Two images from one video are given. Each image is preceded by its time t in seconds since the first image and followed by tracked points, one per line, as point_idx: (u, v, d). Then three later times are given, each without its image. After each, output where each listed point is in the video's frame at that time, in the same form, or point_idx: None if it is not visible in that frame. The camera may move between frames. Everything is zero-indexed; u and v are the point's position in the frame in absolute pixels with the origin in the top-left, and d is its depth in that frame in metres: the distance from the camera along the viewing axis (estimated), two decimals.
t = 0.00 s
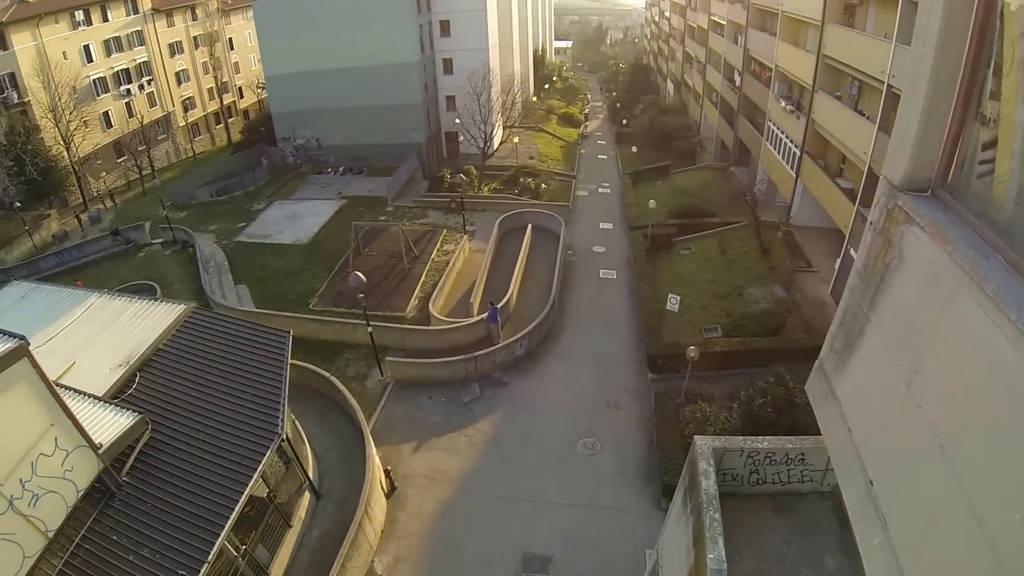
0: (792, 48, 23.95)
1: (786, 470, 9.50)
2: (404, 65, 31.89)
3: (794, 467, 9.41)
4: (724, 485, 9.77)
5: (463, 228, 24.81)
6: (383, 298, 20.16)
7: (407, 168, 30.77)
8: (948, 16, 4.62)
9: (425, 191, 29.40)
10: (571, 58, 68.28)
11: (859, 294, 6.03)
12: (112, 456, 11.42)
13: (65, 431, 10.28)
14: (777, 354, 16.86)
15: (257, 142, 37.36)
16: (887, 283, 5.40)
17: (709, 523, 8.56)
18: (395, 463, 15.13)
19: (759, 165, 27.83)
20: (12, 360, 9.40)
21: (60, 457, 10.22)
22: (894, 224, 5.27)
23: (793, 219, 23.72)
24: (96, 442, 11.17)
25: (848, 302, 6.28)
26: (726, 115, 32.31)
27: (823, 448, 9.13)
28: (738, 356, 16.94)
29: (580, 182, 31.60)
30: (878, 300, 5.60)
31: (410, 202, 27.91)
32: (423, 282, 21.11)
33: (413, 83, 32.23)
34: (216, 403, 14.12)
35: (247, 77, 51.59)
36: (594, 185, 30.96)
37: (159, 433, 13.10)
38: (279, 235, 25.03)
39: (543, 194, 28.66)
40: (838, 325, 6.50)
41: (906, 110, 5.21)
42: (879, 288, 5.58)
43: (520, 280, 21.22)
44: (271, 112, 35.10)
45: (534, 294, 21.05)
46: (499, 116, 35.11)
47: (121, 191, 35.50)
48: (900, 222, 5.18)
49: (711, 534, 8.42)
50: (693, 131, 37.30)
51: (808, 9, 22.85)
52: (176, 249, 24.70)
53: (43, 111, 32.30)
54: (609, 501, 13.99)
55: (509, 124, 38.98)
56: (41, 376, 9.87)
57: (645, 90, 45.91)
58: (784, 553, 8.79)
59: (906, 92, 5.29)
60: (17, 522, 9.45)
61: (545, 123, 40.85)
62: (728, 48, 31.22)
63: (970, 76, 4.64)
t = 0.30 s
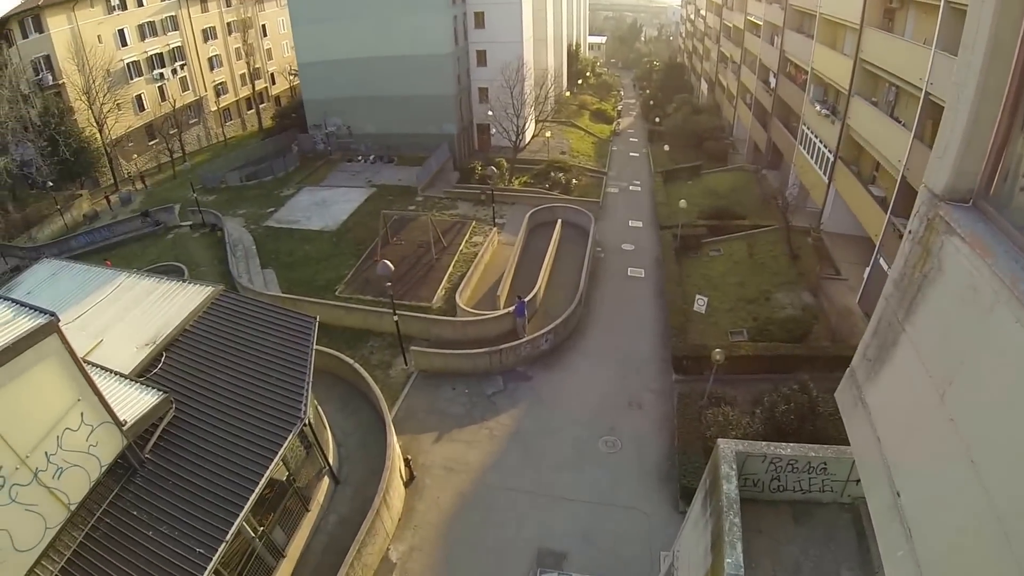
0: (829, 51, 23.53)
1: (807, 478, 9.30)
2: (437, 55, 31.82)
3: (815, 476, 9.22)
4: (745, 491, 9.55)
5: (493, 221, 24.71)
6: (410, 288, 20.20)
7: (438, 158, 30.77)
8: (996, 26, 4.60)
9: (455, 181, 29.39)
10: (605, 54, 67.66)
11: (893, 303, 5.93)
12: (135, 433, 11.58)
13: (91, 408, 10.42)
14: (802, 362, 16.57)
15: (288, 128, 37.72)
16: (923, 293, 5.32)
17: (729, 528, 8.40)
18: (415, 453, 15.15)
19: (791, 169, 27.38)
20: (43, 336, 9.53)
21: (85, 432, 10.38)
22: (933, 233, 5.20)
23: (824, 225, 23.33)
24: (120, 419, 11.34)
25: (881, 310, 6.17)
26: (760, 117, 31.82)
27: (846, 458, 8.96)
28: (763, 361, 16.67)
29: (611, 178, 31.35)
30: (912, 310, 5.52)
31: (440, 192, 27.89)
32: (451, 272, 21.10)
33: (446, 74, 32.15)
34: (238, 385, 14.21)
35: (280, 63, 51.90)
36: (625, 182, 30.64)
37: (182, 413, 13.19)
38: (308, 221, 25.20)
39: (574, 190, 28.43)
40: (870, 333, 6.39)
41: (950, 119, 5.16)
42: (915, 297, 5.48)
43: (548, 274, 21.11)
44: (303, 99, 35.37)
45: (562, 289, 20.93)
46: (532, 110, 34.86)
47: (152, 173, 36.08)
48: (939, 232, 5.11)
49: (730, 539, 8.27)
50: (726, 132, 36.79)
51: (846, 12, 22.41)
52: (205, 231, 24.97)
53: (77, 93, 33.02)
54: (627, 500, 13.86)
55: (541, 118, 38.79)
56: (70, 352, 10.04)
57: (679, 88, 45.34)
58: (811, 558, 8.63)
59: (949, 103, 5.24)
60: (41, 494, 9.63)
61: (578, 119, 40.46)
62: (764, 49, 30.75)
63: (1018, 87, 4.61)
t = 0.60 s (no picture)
0: (867, 58, 23.09)
1: (828, 490, 9.11)
2: (471, 48, 31.72)
3: (836, 488, 9.03)
4: (764, 499, 9.45)
5: (522, 216, 24.60)
6: (437, 280, 20.24)
7: (469, 151, 30.74)
8: None
9: (485, 175, 29.35)
10: (640, 53, 66.92)
11: (928, 317, 6.92)
12: (159, 412, 11.79)
13: (116, 384, 10.74)
14: (827, 372, 16.29)
15: (319, 116, 38.05)
16: (958, 306, 6.26)
17: (746, 534, 8.27)
18: (435, 444, 15.17)
19: (823, 176, 26.94)
20: (71, 312, 9.90)
21: (109, 409, 10.66)
22: (972, 246, 6.15)
23: (855, 234, 22.95)
24: (144, 398, 11.55)
25: (917, 325, 7.13)
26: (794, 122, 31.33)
27: (868, 470, 8.81)
28: (789, 369, 16.41)
29: (642, 178, 31.03)
30: (947, 326, 6.45)
31: (469, 185, 27.86)
32: (478, 265, 21.08)
33: (479, 68, 32.06)
34: (263, 369, 14.30)
35: (313, 52, 51.92)
36: (656, 182, 30.33)
37: (206, 395, 13.36)
38: (337, 209, 25.36)
39: (604, 188, 28.15)
40: (904, 347, 7.36)
41: (992, 147, 6.12)
42: (951, 309, 6.43)
43: (575, 271, 20.99)
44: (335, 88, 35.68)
45: (589, 287, 20.77)
46: (565, 106, 34.62)
47: (182, 157, 36.64)
48: (979, 246, 6.05)
49: (747, 545, 8.14)
50: (759, 136, 36.27)
51: (886, 19, 21.95)
52: (233, 216, 25.23)
53: (110, 76, 33.57)
54: (644, 503, 13.72)
55: (573, 115, 38.54)
56: (97, 330, 10.41)
57: (712, 90, 44.79)
58: (838, 567, 8.47)
59: (995, 133, 6.17)
60: (64, 468, 9.93)
61: (610, 117, 40.16)
62: (801, 53, 30.26)
63: None
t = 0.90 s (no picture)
0: (904, 65, 22.64)
1: (848, 503, 8.90)
2: (504, 43, 31.54)
3: (857, 501, 8.82)
4: (783, 508, 9.26)
5: (551, 212, 24.44)
6: (465, 273, 20.26)
7: (501, 144, 30.67)
8: None
9: (516, 170, 29.25)
10: (674, 52, 66.11)
11: (959, 333, 6.76)
12: (183, 392, 11.95)
13: (142, 363, 10.85)
14: (852, 384, 16.01)
15: (350, 106, 38.31)
16: (991, 322, 6.13)
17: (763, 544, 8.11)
18: (455, 437, 15.19)
19: (855, 184, 26.48)
20: (100, 291, 10.09)
21: (134, 387, 10.78)
22: (1010, 261, 6.01)
23: (885, 245, 22.53)
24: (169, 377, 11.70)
25: (949, 341, 6.94)
26: (828, 128, 30.83)
27: (889, 486, 8.58)
28: (813, 379, 16.15)
29: (672, 179, 30.66)
30: (980, 342, 6.29)
31: (500, 179, 27.80)
32: (506, 260, 21.03)
33: (512, 63, 31.90)
34: (286, 354, 14.34)
35: (346, 41, 52.02)
36: (686, 184, 29.97)
37: (230, 378, 13.48)
38: (366, 199, 25.52)
39: (634, 187, 27.76)
40: (934, 362, 7.17)
41: None
42: (983, 325, 6.28)
43: (603, 270, 20.81)
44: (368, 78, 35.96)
45: (616, 286, 20.60)
46: (597, 104, 34.34)
47: (213, 142, 37.14)
48: (1016, 261, 5.92)
49: (763, 556, 7.98)
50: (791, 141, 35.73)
51: (925, 25, 21.49)
52: (262, 202, 25.47)
53: (144, 61, 34.07)
54: (661, 506, 13.60)
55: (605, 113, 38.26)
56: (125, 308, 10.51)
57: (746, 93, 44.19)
58: None
59: None
60: (87, 443, 10.11)
61: (642, 116, 39.78)
62: (837, 58, 29.79)
63: None
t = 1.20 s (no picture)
0: (943, 74, 22.16)
1: (869, 518, 8.75)
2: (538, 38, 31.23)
3: (876, 517, 8.65)
4: (801, 518, 9.13)
5: (581, 210, 24.24)
6: (492, 267, 20.29)
7: (532, 139, 30.57)
8: None
9: (547, 166, 29.09)
10: (709, 53, 65.22)
11: (992, 348, 6.55)
12: (207, 374, 12.28)
13: (169, 344, 11.27)
14: (877, 397, 15.70)
15: (381, 96, 38.52)
16: None
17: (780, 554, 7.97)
18: (476, 431, 15.23)
19: (888, 194, 26.01)
20: (131, 271, 10.42)
21: (160, 366, 11.21)
22: None
23: (916, 258, 22.13)
24: (195, 358, 12.11)
25: (981, 355, 6.73)
26: (862, 136, 30.33)
27: (909, 502, 8.39)
28: (837, 390, 15.90)
29: (702, 181, 30.26)
30: (1012, 359, 6.08)
31: (531, 174, 27.72)
32: (534, 256, 20.98)
33: (546, 59, 31.59)
34: (311, 340, 14.37)
35: (380, 32, 52.03)
36: (717, 187, 29.59)
37: (254, 362, 13.62)
38: (395, 189, 25.68)
39: (664, 188, 27.38)
40: (966, 377, 6.96)
41: None
42: (1018, 341, 6.08)
43: (631, 270, 20.65)
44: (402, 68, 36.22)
45: (643, 287, 20.42)
46: (630, 102, 33.92)
47: (244, 128, 37.62)
48: None
49: (780, 566, 7.84)
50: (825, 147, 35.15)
51: (965, 34, 21.02)
52: (292, 188, 25.70)
53: (178, 46, 34.66)
54: (678, 510, 13.50)
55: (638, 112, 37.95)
56: (155, 289, 10.91)
57: (781, 97, 43.57)
58: None
59: None
60: (111, 417, 10.53)
61: (675, 117, 39.30)
62: (874, 65, 29.29)
63: None
